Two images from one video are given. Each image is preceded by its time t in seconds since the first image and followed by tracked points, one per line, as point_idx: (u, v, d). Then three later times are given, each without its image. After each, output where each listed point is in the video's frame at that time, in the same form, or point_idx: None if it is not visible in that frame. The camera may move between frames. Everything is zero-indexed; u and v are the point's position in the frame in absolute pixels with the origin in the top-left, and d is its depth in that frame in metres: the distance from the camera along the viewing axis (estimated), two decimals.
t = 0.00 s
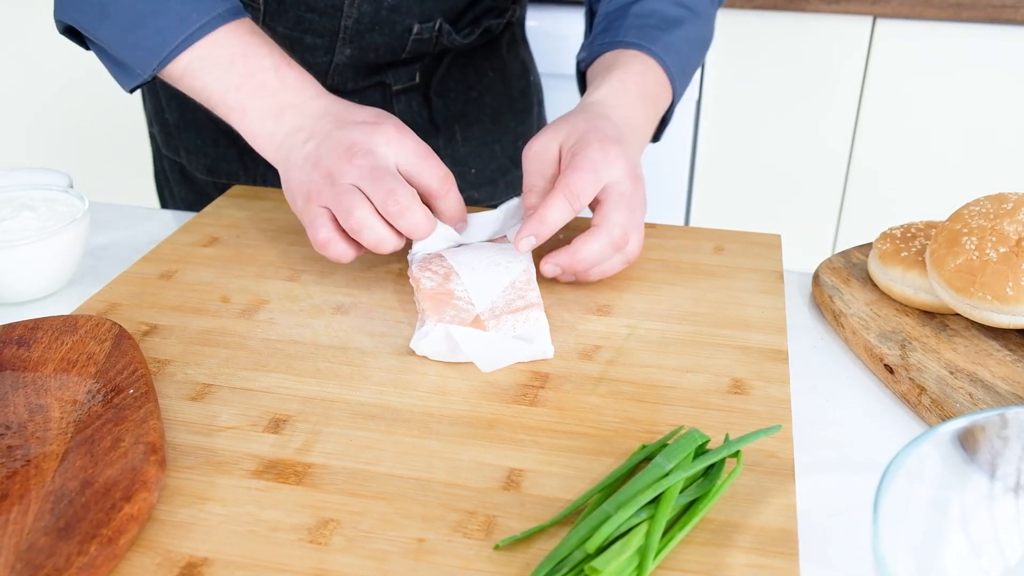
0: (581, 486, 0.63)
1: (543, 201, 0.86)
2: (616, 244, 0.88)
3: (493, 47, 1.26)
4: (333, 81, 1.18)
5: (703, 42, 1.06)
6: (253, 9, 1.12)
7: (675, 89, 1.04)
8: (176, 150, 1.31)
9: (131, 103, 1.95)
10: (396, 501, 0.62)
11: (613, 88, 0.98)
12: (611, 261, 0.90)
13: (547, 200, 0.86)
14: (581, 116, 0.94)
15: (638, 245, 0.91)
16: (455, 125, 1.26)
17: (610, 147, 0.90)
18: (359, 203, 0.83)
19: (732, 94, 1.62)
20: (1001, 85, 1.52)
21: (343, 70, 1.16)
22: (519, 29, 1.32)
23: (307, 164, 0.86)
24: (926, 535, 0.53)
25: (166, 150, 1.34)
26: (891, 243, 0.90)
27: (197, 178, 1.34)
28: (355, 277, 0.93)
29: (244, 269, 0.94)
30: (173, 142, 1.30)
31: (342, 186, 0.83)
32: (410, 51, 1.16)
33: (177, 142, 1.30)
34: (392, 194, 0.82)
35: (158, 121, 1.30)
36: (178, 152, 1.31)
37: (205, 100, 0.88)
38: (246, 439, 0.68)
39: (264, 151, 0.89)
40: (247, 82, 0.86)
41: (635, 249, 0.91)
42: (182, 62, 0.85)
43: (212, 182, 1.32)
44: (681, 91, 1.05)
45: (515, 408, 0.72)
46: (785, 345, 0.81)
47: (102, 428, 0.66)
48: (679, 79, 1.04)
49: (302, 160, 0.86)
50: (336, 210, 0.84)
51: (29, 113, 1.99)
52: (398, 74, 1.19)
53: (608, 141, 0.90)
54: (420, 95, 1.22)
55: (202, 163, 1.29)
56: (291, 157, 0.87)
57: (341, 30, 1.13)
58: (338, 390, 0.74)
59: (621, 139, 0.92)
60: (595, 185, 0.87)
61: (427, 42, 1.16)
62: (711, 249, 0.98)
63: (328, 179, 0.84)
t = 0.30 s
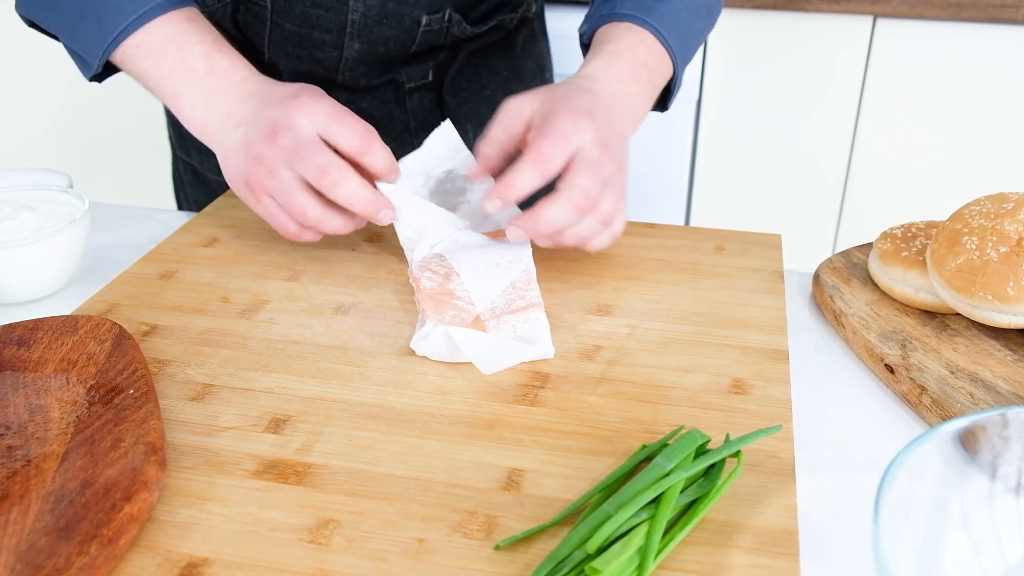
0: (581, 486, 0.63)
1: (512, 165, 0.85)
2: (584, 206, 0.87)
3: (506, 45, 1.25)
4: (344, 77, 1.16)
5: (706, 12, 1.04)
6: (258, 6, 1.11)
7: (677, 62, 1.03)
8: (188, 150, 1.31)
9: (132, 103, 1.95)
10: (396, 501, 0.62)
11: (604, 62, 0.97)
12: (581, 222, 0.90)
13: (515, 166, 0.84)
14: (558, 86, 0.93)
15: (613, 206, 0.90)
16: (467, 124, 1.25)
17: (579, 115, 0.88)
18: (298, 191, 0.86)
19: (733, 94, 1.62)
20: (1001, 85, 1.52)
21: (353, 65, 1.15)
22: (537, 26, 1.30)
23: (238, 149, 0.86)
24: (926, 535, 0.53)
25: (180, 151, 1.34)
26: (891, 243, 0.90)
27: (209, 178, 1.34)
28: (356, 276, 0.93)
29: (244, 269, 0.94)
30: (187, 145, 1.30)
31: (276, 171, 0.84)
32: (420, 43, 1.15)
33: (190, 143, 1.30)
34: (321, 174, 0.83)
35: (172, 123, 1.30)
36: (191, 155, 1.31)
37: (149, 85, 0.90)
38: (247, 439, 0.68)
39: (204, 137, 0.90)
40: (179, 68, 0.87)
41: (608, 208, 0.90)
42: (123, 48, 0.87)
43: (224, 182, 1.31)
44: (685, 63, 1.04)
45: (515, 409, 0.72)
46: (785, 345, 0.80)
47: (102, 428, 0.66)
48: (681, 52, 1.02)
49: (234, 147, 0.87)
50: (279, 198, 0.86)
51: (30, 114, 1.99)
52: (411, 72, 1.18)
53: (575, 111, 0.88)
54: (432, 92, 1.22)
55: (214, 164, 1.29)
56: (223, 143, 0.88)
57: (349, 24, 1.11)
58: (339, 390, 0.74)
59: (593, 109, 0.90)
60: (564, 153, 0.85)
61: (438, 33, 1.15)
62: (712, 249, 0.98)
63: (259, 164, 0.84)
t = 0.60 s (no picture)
0: (581, 485, 0.63)
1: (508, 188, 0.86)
2: (583, 220, 0.88)
3: (505, 44, 1.25)
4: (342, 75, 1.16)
5: (696, 7, 1.02)
6: (254, 6, 1.11)
7: (667, 62, 1.02)
8: (187, 151, 1.31)
9: (132, 102, 1.95)
10: (396, 501, 0.62)
11: (589, 65, 0.96)
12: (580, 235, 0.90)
13: (515, 187, 0.85)
14: (546, 94, 0.92)
15: (612, 217, 0.91)
16: (466, 122, 1.25)
17: (572, 125, 0.87)
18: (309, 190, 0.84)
19: (733, 94, 1.62)
20: (1002, 85, 1.52)
21: (350, 63, 1.15)
22: (536, 24, 1.30)
23: (235, 141, 0.84)
24: (927, 535, 0.53)
25: (180, 153, 1.34)
26: (891, 242, 0.90)
27: (208, 179, 1.34)
28: (356, 276, 0.93)
29: (244, 268, 0.94)
30: (186, 147, 1.31)
31: (280, 169, 0.83)
32: (416, 40, 1.15)
33: (189, 144, 1.30)
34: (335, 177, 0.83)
35: (172, 125, 1.31)
36: (191, 157, 1.31)
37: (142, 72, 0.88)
38: (247, 439, 0.68)
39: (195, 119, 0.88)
40: (163, 51, 0.84)
41: (608, 222, 0.90)
42: (116, 33, 0.85)
43: (223, 183, 1.31)
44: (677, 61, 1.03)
45: (515, 408, 0.72)
46: (785, 345, 0.80)
47: (102, 428, 0.66)
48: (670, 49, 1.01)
49: (229, 137, 0.85)
50: (282, 194, 0.85)
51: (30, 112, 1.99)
52: (409, 70, 1.18)
53: (568, 121, 0.88)
54: (430, 92, 1.21)
55: (213, 164, 1.29)
56: (217, 129, 0.86)
57: (344, 22, 1.11)
58: (339, 390, 0.74)
59: (585, 116, 0.90)
60: (562, 167, 0.86)
61: (433, 30, 1.15)
62: (712, 249, 0.98)
63: (259, 160, 0.83)
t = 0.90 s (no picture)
0: (581, 486, 0.63)
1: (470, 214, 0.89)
2: (539, 227, 0.86)
3: (503, 43, 1.25)
4: (340, 71, 1.16)
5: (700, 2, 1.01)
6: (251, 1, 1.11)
7: (667, 59, 1.01)
8: (185, 151, 1.31)
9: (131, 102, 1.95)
10: (396, 501, 0.62)
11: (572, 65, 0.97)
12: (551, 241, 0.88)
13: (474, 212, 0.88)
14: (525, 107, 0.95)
15: (580, 218, 0.87)
16: (464, 121, 1.24)
17: (523, 133, 0.88)
18: (350, 233, 0.87)
19: (732, 93, 1.62)
20: (1002, 84, 1.52)
21: (348, 59, 1.14)
22: (533, 23, 1.31)
23: (286, 165, 0.87)
24: (926, 534, 0.53)
25: (177, 153, 1.34)
26: (892, 242, 0.90)
27: (206, 180, 1.33)
28: (355, 276, 0.93)
29: (243, 268, 0.94)
30: (184, 147, 1.30)
31: (326, 202, 0.86)
32: (414, 35, 1.14)
33: (186, 144, 1.30)
34: (382, 231, 0.86)
35: (169, 124, 1.31)
36: (188, 158, 1.31)
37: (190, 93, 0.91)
38: (246, 439, 0.68)
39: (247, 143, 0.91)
40: (226, 72, 0.89)
41: (574, 221, 0.87)
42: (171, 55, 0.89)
43: (221, 184, 1.31)
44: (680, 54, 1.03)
45: (515, 408, 0.72)
46: (785, 345, 0.80)
47: (102, 428, 0.66)
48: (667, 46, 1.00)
49: (283, 158, 0.87)
50: (318, 224, 0.87)
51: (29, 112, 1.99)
52: (407, 67, 1.18)
53: (520, 131, 0.89)
54: (428, 90, 1.21)
55: (212, 165, 1.29)
56: (273, 153, 0.88)
57: (342, 16, 1.11)
58: (339, 389, 0.74)
59: (544, 119, 0.90)
60: (510, 182, 0.86)
61: (431, 25, 1.14)
62: (712, 248, 0.98)
63: (310, 189, 0.86)
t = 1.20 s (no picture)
0: (581, 485, 0.63)
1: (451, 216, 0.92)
2: (505, 230, 0.87)
3: (506, 41, 1.25)
4: (343, 69, 1.16)
5: None
6: None
7: (659, 60, 1.00)
8: (189, 151, 1.31)
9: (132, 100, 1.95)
10: (396, 501, 0.62)
11: (555, 69, 0.98)
12: (525, 243, 0.89)
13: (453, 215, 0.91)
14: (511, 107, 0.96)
15: (549, 222, 0.87)
16: (467, 120, 1.24)
17: (498, 134, 0.89)
18: (339, 228, 0.89)
19: (732, 93, 1.62)
20: (1001, 84, 1.52)
21: (351, 57, 1.14)
22: (536, 22, 1.31)
23: (273, 166, 0.88)
24: (927, 535, 0.53)
25: (181, 153, 1.34)
26: (891, 242, 0.90)
27: (209, 179, 1.33)
28: (355, 275, 0.93)
29: (243, 268, 0.94)
30: (188, 147, 1.30)
31: (312, 202, 0.87)
32: (417, 32, 1.14)
33: (190, 144, 1.30)
34: (367, 223, 0.88)
35: (173, 124, 1.31)
36: (192, 158, 1.31)
37: (185, 95, 0.92)
38: (246, 438, 0.68)
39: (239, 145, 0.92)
40: (216, 74, 0.89)
41: (544, 225, 0.87)
42: (163, 57, 0.90)
43: (224, 183, 1.31)
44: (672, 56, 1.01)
45: (515, 408, 0.72)
46: (785, 344, 0.80)
47: (101, 427, 0.66)
48: (655, 42, 0.99)
49: (269, 159, 0.88)
50: (309, 224, 0.89)
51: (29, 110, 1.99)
52: (410, 66, 1.18)
53: (497, 130, 0.90)
54: (432, 88, 1.21)
55: (215, 164, 1.29)
56: (260, 153, 0.89)
57: (345, 14, 1.10)
58: (339, 389, 0.74)
59: (522, 119, 0.91)
60: (483, 186, 0.88)
61: (434, 22, 1.14)
62: (712, 248, 0.98)
63: (296, 189, 0.87)
